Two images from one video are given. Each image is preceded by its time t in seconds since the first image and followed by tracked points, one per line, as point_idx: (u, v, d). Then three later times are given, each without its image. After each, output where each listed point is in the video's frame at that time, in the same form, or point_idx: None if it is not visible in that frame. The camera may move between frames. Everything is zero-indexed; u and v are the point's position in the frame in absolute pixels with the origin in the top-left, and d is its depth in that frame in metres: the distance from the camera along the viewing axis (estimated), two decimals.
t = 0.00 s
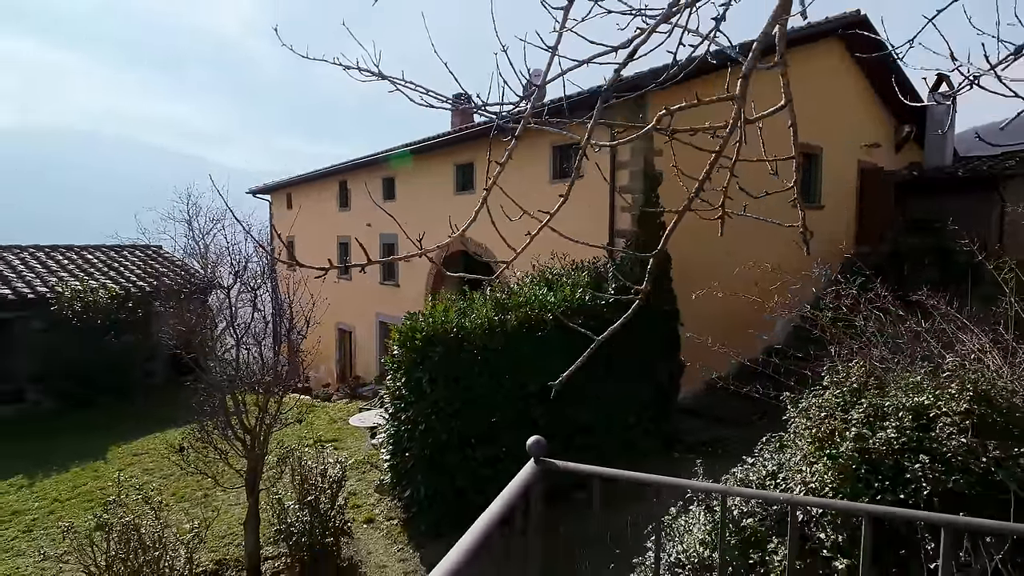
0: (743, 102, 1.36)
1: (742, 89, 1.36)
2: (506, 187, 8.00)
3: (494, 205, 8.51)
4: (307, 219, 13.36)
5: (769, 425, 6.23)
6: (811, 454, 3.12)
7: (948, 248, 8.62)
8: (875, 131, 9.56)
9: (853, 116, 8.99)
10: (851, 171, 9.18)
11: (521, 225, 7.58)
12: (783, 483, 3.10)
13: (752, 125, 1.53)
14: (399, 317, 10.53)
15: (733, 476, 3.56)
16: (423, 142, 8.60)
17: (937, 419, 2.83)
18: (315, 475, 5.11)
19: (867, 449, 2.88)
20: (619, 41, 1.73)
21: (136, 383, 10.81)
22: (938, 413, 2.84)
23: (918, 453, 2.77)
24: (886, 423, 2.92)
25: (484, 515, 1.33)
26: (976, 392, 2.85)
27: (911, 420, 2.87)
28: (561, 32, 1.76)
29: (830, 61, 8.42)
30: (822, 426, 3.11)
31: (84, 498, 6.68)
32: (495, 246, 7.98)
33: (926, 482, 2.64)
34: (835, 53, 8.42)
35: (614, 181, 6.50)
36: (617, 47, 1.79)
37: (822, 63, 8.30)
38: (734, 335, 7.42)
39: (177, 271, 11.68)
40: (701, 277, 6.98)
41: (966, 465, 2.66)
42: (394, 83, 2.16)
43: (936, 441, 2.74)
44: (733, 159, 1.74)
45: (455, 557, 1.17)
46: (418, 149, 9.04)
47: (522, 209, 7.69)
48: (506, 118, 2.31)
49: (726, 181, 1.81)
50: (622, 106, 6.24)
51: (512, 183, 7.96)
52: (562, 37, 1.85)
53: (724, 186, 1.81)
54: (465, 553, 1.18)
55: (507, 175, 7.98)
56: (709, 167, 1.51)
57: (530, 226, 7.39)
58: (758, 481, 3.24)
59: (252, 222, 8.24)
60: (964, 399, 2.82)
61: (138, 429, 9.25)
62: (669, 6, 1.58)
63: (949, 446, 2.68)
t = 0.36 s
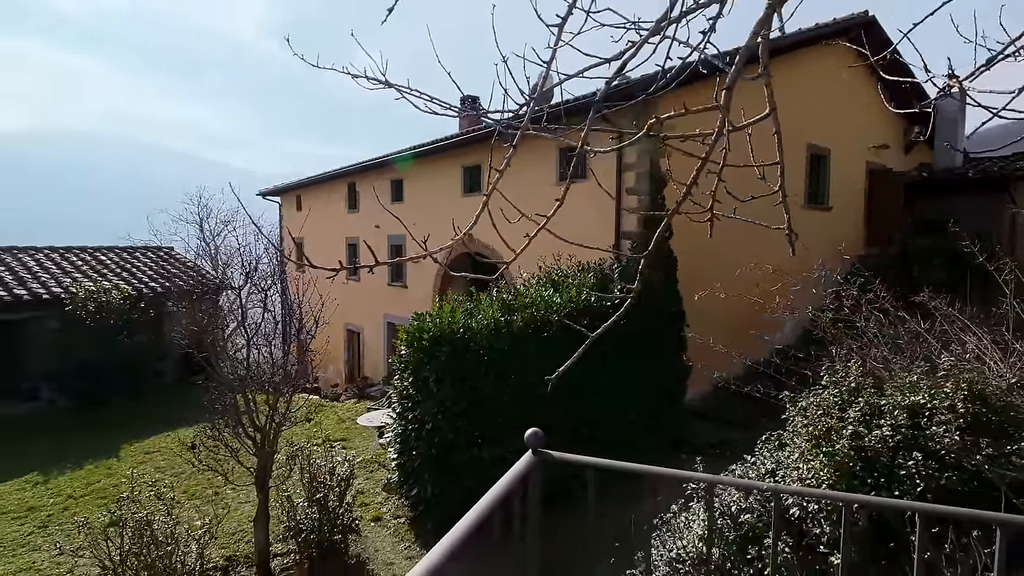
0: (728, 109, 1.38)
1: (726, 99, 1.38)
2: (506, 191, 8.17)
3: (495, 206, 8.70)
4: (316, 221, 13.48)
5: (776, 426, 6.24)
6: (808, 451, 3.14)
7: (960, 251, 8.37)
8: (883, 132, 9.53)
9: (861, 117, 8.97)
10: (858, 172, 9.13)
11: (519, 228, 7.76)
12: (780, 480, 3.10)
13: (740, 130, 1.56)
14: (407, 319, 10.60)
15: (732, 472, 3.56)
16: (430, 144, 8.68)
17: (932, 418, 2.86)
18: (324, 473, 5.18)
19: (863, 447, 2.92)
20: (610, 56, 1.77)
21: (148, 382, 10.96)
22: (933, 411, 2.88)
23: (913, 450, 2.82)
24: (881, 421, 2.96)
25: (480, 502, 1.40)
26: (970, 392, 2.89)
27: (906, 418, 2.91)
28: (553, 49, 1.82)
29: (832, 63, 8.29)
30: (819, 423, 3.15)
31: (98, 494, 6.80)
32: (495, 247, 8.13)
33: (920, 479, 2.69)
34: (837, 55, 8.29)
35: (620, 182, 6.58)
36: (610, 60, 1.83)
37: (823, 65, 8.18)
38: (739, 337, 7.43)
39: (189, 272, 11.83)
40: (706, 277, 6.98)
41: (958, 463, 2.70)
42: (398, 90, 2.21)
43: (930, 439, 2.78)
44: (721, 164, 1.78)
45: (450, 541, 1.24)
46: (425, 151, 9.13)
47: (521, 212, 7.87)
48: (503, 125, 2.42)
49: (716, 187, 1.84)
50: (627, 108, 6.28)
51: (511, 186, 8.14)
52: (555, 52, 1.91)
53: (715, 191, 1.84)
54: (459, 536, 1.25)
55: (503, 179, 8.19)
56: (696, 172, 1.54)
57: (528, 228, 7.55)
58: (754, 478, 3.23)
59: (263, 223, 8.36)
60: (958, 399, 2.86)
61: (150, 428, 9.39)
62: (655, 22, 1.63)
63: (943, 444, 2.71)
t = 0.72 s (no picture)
0: (720, 121, 1.47)
1: (718, 107, 1.47)
2: (508, 198, 8.35)
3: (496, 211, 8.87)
4: (327, 224, 13.60)
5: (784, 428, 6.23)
6: (810, 451, 3.16)
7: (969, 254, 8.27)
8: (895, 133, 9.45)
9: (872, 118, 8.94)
10: (868, 174, 9.06)
11: (521, 232, 7.90)
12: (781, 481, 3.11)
13: (735, 138, 1.64)
14: (416, 320, 10.67)
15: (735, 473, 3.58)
16: (440, 147, 8.75)
17: (934, 419, 2.88)
18: (334, 472, 5.25)
19: (864, 448, 2.94)
20: (608, 68, 1.83)
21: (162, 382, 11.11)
22: (934, 412, 2.90)
23: (913, 451, 2.84)
24: (882, 422, 2.98)
25: (484, 491, 1.47)
26: (970, 391, 2.92)
27: (907, 418, 2.93)
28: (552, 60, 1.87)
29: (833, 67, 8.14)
30: (820, 424, 3.17)
31: (113, 492, 6.92)
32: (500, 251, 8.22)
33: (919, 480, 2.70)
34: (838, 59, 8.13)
35: (628, 184, 6.58)
36: (607, 71, 1.88)
37: (824, 69, 8.03)
38: (747, 340, 7.43)
39: (202, 273, 11.98)
40: (711, 278, 7.01)
41: (957, 463, 2.73)
42: (404, 100, 2.24)
43: (931, 440, 2.80)
44: (714, 169, 1.86)
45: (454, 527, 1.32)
46: (435, 154, 9.20)
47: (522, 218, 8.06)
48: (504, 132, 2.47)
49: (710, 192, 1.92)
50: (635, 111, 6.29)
51: (515, 192, 8.27)
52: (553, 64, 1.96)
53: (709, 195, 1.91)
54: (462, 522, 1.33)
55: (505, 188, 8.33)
56: (689, 178, 1.65)
57: (529, 233, 7.70)
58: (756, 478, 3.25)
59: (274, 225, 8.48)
60: (959, 400, 2.89)
61: (163, 427, 9.52)
62: (652, 35, 1.68)
63: (943, 444, 2.73)
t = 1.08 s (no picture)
0: (723, 130, 1.54)
1: (723, 116, 1.55)
2: (518, 202, 8.43)
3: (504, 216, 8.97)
4: (340, 226, 13.72)
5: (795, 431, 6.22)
6: (818, 453, 3.17)
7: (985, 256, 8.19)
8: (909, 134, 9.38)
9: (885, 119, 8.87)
10: (882, 175, 9.01)
11: (530, 235, 7.98)
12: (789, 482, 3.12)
13: (740, 145, 1.71)
14: (427, 322, 10.75)
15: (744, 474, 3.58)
16: (452, 150, 8.83)
17: (942, 421, 2.89)
18: (346, 471, 5.32)
19: (872, 450, 2.94)
20: (616, 76, 1.91)
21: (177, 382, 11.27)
22: (943, 414, 2.90)
23: (921, 453, 2.84)
24: (891, 424, 2.98)
25: (493, 487, 1.50)
26: (979, 394, 2.92)
27: (916, 420, 2.92)
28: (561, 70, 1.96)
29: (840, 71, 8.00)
30: (829, 426, 3.17)
31: (130, 490, 7.04)
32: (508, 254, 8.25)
33: (928, 482, 2.70)
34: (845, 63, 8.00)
35: (640, 186, 6.58)
36: (614, 80, 1.96)
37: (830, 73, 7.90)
38: (758, 342, 7.42)
39: (217, 274, 12.14)
40: (721, 280, 7.02)
41: (966, 465, 2.73)
42: (418, 108, 2.31)
43: (939, 442, 2.81)
44: (719, 174, 1.90)
45: (463, 520, 1.35)
46: (447, 156, 9.26)
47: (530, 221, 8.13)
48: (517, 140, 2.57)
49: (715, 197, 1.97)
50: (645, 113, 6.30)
51: (523, 196, 8.32)
52: (563, 75, 2.05)
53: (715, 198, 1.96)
54: (471, 517, 1.36)
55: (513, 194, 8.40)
56: (695, 185, 1.72)
57: (537, 237, 7.77)
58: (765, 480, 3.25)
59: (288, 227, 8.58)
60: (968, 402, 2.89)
61: (179, 426, 9.65)
62: (657, 46, 1.75)
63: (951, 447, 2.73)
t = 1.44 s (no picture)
0: (740, 133, 1.56)
1: (740, 119, 1.56)
2: (535, 206, 8.42)
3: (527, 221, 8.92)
4: (353, 228, 13.82)
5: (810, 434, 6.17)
6: (834, 455, 3.15)
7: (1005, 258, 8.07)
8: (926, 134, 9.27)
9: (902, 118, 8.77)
10: (899, 176, 8.91)
11: (547, 239, 7.96)
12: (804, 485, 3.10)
13: (757, 147, 1.72)
14: (439, 323, 10.80)
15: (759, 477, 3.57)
16: (465, 152, 8.86)
17: (960, 425, 2.85)
18: (361, 471, 5.37)
19: (889, 453, 2.92)
20: (634, 81, 1.96)
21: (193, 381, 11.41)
22: (961, 418, 2.87)
23: (939, 456, 2.82)
24: (908, 427, 2.95)
25: (508, 487, 1.51)
26: (999, 398, 2.89)
27: (933, 424, 2.90)
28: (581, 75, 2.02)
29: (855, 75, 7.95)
30: (845, 428, 3.15)
31: (148, 487, 7.15)
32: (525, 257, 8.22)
33: (945, 485, 2.68)
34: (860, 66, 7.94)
35: (653, 189, 6.58)
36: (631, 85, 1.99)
37: (845, 76, 7.84)
38: (773, 344, 7.37)
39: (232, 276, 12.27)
40: (735, 281, 7.00)
41: (984, 469, 2.70)
42: (437, 113, 2.37)
43: (957, 445, 2.78)
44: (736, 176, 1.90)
45: (479, 521, 1.36)
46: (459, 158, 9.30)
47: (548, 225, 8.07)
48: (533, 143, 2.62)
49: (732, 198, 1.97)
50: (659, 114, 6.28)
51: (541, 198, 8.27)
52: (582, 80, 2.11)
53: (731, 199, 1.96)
54: (487, 517, 1.37)
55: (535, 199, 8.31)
56: (711, 188, 1.72)
57: (554, 240, 7.75)
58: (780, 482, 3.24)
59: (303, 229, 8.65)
60: (987, 406, 2.85)
61: (195, 425, 9.78)
62: (673, 52, 1.78)
63: (969, 451, 2.70)
